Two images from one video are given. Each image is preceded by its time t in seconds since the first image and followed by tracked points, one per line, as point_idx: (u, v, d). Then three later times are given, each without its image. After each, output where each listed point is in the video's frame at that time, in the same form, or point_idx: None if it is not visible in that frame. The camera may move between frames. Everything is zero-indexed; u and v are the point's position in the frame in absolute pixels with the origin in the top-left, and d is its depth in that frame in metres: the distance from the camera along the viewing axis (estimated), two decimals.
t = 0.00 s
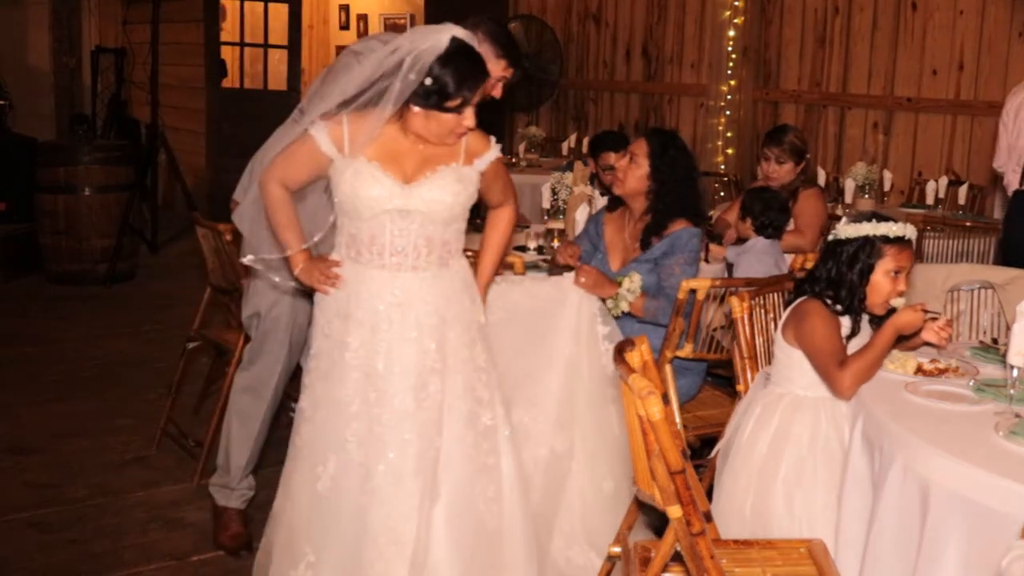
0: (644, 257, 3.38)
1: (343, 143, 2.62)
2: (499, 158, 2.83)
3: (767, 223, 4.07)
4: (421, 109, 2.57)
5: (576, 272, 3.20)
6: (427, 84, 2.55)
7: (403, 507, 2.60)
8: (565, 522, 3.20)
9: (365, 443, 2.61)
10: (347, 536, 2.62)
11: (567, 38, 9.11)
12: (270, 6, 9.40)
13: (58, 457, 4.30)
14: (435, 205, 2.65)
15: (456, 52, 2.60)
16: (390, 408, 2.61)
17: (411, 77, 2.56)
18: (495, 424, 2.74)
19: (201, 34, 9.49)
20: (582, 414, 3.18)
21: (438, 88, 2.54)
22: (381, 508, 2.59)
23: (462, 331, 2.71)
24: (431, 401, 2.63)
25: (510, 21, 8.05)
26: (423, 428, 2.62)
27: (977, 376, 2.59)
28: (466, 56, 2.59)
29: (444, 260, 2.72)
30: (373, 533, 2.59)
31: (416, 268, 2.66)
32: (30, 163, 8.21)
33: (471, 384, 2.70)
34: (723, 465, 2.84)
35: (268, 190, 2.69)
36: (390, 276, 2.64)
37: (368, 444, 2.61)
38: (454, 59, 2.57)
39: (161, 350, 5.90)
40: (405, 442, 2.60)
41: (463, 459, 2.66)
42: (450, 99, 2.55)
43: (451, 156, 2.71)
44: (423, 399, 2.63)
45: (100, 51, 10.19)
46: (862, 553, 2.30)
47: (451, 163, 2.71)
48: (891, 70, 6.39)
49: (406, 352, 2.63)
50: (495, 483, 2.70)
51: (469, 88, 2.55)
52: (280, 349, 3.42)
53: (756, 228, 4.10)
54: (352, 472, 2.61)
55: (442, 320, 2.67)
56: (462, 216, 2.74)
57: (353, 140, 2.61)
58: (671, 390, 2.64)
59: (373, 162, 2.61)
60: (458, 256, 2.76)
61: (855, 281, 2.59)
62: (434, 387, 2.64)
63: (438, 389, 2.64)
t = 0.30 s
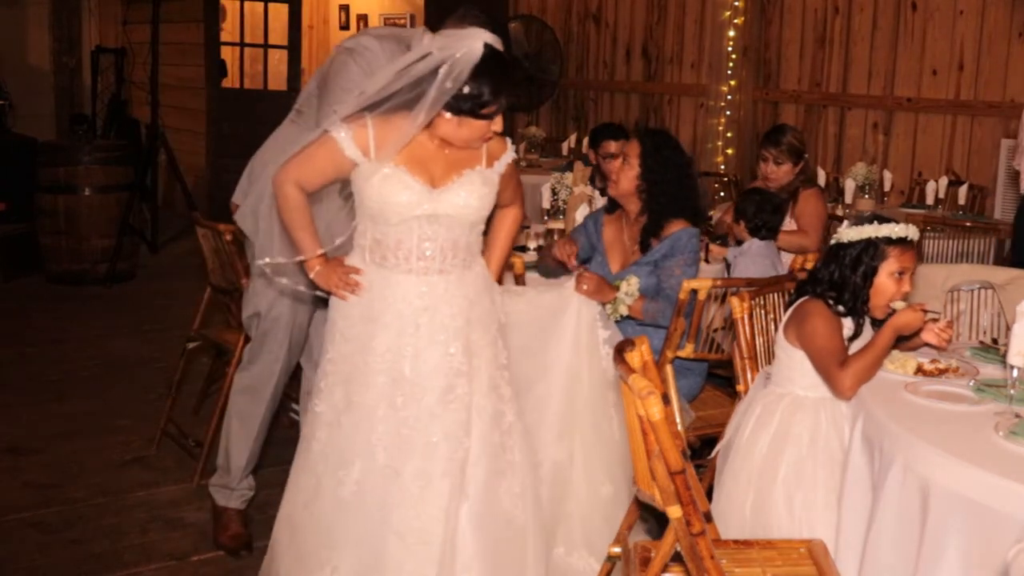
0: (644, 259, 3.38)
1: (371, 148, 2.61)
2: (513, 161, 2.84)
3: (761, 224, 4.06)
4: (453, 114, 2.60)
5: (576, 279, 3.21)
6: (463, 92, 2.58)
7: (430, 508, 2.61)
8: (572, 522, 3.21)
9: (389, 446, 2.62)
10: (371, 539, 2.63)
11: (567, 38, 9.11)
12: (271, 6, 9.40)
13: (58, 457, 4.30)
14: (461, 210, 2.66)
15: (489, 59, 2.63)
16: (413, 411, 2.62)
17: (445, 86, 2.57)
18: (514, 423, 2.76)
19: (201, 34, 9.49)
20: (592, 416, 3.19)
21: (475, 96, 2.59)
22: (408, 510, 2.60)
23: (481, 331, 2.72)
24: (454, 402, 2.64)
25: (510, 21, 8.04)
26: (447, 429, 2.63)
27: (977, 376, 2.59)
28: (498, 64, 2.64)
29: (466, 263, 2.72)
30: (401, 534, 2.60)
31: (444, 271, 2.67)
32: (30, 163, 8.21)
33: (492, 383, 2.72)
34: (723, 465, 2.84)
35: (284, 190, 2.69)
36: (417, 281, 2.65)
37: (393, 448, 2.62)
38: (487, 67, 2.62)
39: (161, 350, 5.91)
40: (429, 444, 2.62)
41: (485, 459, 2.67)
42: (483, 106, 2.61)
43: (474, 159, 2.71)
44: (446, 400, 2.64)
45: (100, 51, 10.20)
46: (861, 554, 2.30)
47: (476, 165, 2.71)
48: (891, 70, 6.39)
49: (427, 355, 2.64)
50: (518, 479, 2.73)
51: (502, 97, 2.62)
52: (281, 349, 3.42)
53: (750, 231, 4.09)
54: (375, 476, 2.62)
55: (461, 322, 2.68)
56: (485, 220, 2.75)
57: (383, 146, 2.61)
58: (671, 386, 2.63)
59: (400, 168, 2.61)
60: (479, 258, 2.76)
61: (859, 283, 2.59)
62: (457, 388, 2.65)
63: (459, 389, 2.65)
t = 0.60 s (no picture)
0: (643, 257, 3.38)
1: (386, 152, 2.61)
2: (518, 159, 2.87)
3: (758, 226, 4.06)
4: (468, 115, 2.62)
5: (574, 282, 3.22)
6: (479, 92, 2.59)
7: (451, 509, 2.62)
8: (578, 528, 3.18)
9: (417, 448, 2.62)
10: (397, 543, 2.63)
11: (567, 38, 9.11)
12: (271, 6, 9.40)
13: (57, 457, 4.30)
14: (475, 213, 2.68)
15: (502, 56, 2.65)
16: (428, 414, 2.63)
17: (460, 88, 2.58)
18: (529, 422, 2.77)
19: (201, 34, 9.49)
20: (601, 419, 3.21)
21: (489, 97, 2.60)
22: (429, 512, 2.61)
23: (495, 328, 2.73)
24: (468, 401, 2.65)
25: (510, 21, 8.04)
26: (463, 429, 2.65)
27: (976, 376, 2.60)
28: (510, 61, 2.66)
29: (479, 263, 2.73)
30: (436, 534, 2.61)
31: (461, 271, 2.69)
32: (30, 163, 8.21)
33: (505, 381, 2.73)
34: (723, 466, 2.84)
35: (293, 200, 2.67)
36: (437, 282, 2.66)
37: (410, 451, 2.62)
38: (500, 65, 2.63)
39: (161, 350, 5.91)
40: (446, 445, 2.63)
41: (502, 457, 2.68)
42: (499, 105, 2.62)
43: (485, 159, 2.73)
44: (466, 398, 2.65)
45: (100, 51, 10.20)
46: (861, 554, 2.30)
47: (486, 165, 2.73)
48: (891, 70, 6.39)
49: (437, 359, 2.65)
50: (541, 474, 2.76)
51: (516, 94, 2.64)
52: (281, 347, 3.42)
53: (748, 231, 4.10)
54: (405, 480, 2.62)
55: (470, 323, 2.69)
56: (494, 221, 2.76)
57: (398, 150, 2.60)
58: (671, 383, 2.62)
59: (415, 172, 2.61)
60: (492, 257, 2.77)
61: (861, 287, 2.59)
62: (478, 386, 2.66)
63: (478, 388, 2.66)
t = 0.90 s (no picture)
0: (640, 257, 3.37)
1: (390, 154, 2.61)
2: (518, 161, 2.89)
3: (756, 233, 4.06)
4: (471, 112, 2.63)
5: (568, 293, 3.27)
6: (481, 88, 2.61)
7: (463, 510, 2.62)
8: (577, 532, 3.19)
9: (431, 452, 2.62)
10: (412, 548, 2.61)
11: (567, 38, 9.10)
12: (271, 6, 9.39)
13: (57, 457, 4.30)
14: (481, 212, 2.68)
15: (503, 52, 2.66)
16: (437, 417, 2.62)
17: (463, 86, 2.59)
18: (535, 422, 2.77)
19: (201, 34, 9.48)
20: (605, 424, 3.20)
21: (492, 93, 2.62)
22: (442, 515, 2.61)
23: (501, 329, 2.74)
24: (475, 402, 2.66)
25: (510, 21, 8.04)
26: (471, 431, 2.64)
27: (976, 376, 2.60)
28: (510, 57, 2.68)
29: (483, 263, 2.73)
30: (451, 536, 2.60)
31: (468, 270, 2.70)
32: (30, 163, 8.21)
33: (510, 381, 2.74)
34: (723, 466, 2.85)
35: (297, 206, 2.67)
36: (442, 282, 2.67)
37: (422, 455, 2.61)
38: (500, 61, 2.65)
39: (161, 350, 5.91)
40: (456, 447, 2.63)
41: (511, 457, 2.69)
42: (501, 102, 2.64)
43: (488, 158, 2.74)
44: (477, 399, 2.66)
45: (100, 51, 10.20)
46: (862, 555, 2.30)
47: (488, 164, 2.73)
48: (891, 70, 6.39)
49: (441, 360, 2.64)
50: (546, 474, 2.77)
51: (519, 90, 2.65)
52: (280, 346, 3.42)
53: (746, 238, 4.10)
54: (421, 484, 2.61)
55: (472, 322, 2.68)
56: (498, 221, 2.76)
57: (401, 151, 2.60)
58: (671, 383, 2.62)
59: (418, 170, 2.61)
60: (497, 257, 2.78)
61: (860, 287, 2.59)
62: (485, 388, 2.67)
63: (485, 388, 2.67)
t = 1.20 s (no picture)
0: (636, 255, 3.37)
1: (378, 154, 2.63)
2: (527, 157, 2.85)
3: (751, 233, 4.05)
4: (456, 110, 2.61)
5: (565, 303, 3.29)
6: (463, 84, 2.58)
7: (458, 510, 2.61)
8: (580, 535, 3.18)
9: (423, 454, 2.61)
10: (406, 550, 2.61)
11: (567, 38, 9.10)
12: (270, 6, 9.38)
13: (58, 457, 4.30)
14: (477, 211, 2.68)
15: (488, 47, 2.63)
16: (434, 416, 2.61)
17: (444, 82, 2.58)
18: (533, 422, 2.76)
19: (201, 34, 9.48)
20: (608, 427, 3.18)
21: (474, 88, 2.58)
22: (435, 517, 2.60)
23: (499, 329, 2.72)
24: (468, 404, 2.64)
25: (510, 21, 8.05)
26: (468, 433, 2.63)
27: (976, 375, 2.60)
28: (497, 52, 2.64)
29: (483, 262, 2.73)
30: (443, 538, 2.60)
31: (460, 272, 2.68)
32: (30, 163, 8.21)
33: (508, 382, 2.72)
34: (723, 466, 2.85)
35: (299, 208, 2.73)
36: (440, 282, 2.66)
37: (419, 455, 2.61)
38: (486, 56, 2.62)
39: (161, 350, 5.91)
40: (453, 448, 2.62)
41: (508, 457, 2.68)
42: (486, 96, 2.60)
43: (484, 157, 2.73)
44: (470, 401, 2.64)
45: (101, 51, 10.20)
46: (862, 554, 2.30)
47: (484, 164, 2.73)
48: (891, 70, 6.39)
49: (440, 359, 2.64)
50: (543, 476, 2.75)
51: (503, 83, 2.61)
52: (280, 345, 3.41)
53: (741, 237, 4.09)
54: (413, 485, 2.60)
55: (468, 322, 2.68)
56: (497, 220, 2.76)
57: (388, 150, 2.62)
58: (672, 384, 2.62)
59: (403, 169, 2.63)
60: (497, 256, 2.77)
61: (859, 287, 2.59)
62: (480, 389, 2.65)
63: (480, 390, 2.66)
